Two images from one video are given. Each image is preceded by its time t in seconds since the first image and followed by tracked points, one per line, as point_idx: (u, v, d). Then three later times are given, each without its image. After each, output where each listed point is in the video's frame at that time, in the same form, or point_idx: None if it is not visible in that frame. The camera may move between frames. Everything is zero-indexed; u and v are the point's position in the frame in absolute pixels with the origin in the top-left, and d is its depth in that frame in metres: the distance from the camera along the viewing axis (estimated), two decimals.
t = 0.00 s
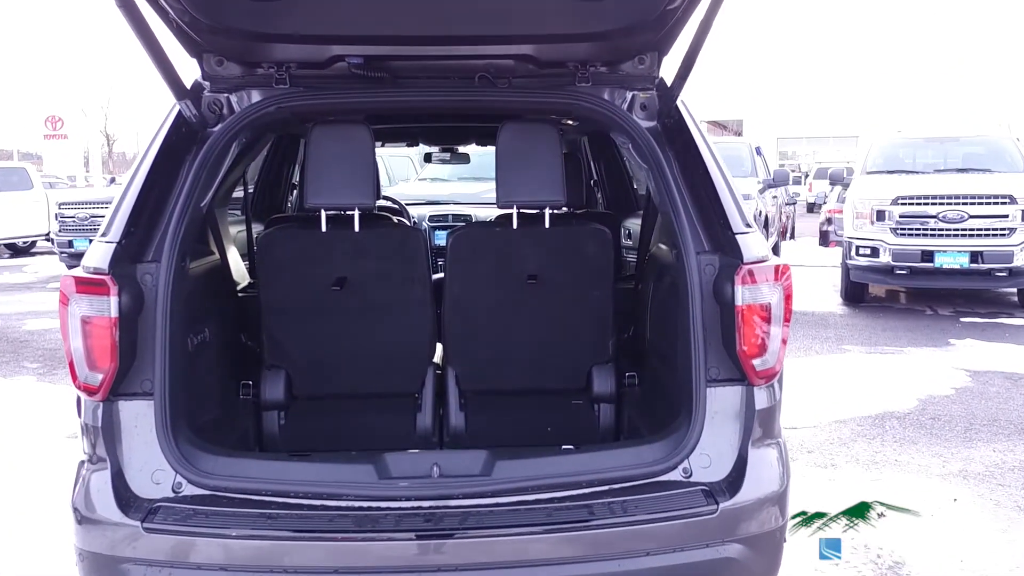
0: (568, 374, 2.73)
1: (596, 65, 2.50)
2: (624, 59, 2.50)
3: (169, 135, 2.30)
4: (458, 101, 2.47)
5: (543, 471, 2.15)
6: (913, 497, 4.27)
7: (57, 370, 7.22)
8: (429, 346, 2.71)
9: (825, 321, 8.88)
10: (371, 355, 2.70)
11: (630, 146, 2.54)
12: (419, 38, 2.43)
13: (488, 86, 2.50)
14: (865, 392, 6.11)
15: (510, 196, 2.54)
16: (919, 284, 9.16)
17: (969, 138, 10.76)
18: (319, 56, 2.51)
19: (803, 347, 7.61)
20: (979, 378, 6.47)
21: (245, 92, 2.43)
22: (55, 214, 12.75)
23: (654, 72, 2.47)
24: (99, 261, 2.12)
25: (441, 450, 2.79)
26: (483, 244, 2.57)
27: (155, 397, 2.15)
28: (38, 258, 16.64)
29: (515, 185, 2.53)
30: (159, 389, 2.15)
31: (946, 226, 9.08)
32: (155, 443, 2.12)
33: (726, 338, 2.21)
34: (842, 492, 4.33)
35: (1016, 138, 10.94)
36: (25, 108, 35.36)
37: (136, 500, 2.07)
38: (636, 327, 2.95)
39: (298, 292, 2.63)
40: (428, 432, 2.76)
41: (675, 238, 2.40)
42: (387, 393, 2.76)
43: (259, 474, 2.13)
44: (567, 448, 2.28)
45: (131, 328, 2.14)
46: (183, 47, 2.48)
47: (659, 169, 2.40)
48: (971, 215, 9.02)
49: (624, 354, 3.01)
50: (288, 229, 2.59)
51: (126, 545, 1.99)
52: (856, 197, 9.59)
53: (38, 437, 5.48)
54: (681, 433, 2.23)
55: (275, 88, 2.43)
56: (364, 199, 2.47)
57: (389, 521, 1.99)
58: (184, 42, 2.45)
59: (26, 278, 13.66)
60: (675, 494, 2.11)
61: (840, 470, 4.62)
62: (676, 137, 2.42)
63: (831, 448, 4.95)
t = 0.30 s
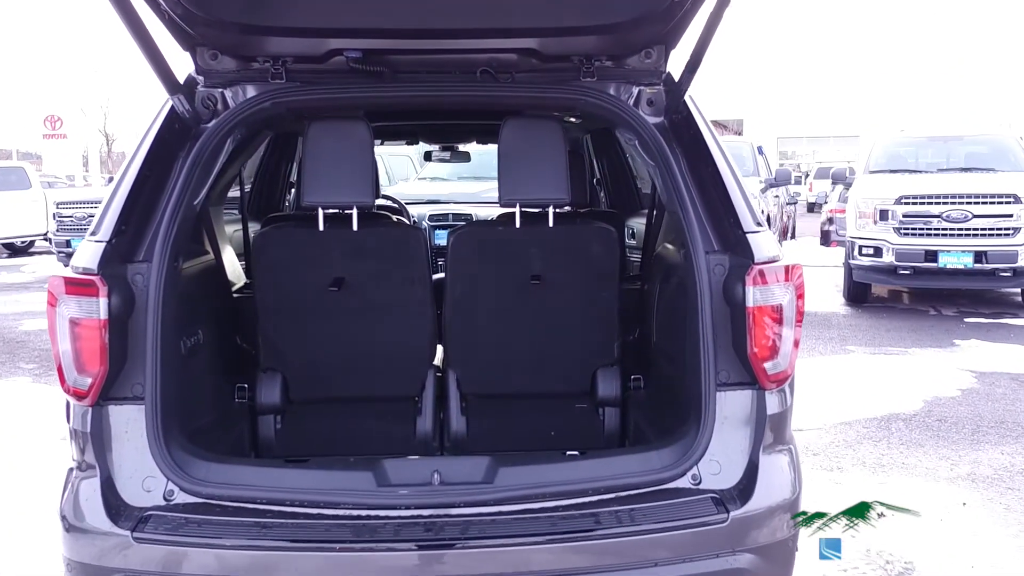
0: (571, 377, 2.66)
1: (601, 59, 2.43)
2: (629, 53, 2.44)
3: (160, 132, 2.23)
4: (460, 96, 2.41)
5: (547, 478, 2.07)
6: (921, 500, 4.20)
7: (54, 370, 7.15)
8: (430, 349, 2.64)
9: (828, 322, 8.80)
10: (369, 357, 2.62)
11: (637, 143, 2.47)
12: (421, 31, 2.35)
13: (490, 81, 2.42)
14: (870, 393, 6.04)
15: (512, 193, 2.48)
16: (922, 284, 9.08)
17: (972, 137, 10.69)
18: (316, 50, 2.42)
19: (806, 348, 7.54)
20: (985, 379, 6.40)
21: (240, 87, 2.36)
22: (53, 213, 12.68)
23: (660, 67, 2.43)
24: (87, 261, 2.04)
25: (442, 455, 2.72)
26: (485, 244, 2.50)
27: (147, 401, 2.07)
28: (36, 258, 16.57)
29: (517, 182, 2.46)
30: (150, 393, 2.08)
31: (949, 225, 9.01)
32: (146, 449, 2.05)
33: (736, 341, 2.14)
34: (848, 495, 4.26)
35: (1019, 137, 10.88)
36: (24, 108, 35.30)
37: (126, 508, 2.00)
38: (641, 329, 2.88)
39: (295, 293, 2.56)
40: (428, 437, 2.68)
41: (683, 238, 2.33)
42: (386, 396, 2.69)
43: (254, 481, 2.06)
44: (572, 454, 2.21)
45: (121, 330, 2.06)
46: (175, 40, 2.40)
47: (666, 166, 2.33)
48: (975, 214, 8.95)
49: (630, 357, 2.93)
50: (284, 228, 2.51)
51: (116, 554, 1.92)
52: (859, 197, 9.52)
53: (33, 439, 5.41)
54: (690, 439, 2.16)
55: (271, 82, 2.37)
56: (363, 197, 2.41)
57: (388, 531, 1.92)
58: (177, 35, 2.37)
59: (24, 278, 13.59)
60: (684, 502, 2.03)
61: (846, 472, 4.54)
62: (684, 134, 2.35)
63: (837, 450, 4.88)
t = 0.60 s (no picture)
0: (577, 381, 2.59)
1: (607, 53, 2.37)
2: (638, 47, 2.38)
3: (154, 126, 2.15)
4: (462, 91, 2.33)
5: (553, 487, 2.00)
6: (930, 505, 4.12)
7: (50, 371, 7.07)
8: (431, 352, 2.56)
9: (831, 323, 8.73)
10: (369, 360, 2.55)
11: (645, 139, 2.39)
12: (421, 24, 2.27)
13: (494, 75, 2.37)
14: (876, 395, 5.97)
15: (516, 190, 2.40)
16: (926, 284, 8.97)
17: (976, 137, 10.63)
18: (314, 43, 2.36)
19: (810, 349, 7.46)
20: (992, 380, 6.32)
21: (236, 81, 2.30)
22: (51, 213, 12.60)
23: (668, 61, 2.36)
24: (76, 261, 1.96)
25: (443, 461, 2.64)
26: (489, 244, 2.43)
27: (138, 407, 2.00)
28: (34, 258, 16.48)
29: (523, 181, 2.39)
30: (141, 398, 2.00)
31: (953, 225, 8.93)
32: (136, 457, 1.97)
33: (749, 345, 2.07)
34: (856, 499, 4.19)
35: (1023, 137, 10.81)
36: (23, 107, 35.21)
37: (116, 518, 1.92)
38: (649, 331, 2.80)
39: (294, 294, 2.48)
40: (429, 441, 2.61)
41: (693, 238, 2.25)
42: (386, 400, 2.61)
43: (250, 490, 1.98)
44: (579, 461, 2.13)
45: (111, 333, 1.99)
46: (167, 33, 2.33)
47: (675, 163, 2.25)
48: (979, 214, 8.88)
49: (637, 360, 2.86)
50: (281, 227, 2.43)
51: (106, 565, 1.84)
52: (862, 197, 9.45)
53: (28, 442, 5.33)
54: (701, 445, 2.08)
55: (268, 76, 2.30)
56: (362, 196, 2.33)
57: (388, 542, 1.84)
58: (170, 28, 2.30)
59: (21, 278, 13.51)
60: (696, 512, 1.96)
61: (852, 476, 4.47)
62: (694, 130, 2.27)
63: (844, 453, 4.80)
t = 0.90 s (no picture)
0: (585, 386, 2.51)
1: (618, 48, 2.29)
2: (649, 42, 2.29)
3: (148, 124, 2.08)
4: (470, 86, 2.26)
5: (563, 499, 1.92)
6: (942, 510, 4.05)
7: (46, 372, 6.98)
8: (435, 356, 2.48)
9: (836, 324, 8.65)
10: (371, 365, 2.47)
11: (656, 138, 2.32)
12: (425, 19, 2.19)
13: (501, 71, 2.27)
14: (883, 398, 5.89)
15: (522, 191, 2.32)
16: (930, 285, 8.92)
17: (980, 136, 10.55)
18: (312, 38, 2.25)
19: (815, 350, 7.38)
20: (1000, 383, 6.24)
21: (233, 78, 2.22)
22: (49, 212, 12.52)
23: (681, 57, 2.27)
24: (66, 263, 1.88)
25: (448, 470, 2.56)
26: (494, 245, 2.35)
27: (131, 416, 1.92)
28: (32, 258, 16.39)
29: (530, 180, 2.31)
30: (135, 406, 1.92)
31: (959, 226, 8.84)
32: (129, 468, 1.90)
33: (766, 351, 1.99)
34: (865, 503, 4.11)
35: None
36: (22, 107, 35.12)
37: (108, 531, 1.85)
38: (658, 335, 2.73)
39: (293, 298, 2.40)
40: (433, 449, 2.52)
41: (707, 240, 2.18)
42: (389, 407, 2.53)
43: (247, 502, 1.90)
44: (589, 472, 2.06)
45: (103, 339, 1.91)
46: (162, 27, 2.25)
47: (688, 162, 2.17)
48: (985, 214, 8.79)
49: (646, 365, 2.78)
50: (279, 228, 2.35)
51: None
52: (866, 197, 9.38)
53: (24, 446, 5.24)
54: (716, 455, 2.01)
55: (265, 72, 2.23)
56: (365, 196, 2.25)
57: (392, 557, 1.77)
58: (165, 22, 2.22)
59: (19, 278, 13.42)
60: (712, 525, 1.88)
61: (862, 481, 4.39)
62: (707, 129, 2.19)
63: (852, 457, 4.73)
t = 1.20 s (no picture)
0: (592, 394, 2.44)
1: (628, 44, 2.22)
2: (660, 39, 2.21)
3: (143, 123, 2.01)
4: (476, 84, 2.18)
5: (573, 513, 1.85)
6: (953, 517, 3.98)
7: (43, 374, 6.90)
8: (439, 362, 2.41)
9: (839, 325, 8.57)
10: (373, 371, 2.40)
11: (669, 138, 2.24)
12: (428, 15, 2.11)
13: (508, 68, 2.23)
14: (889, 401, 5.81)
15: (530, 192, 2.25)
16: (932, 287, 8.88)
17: (984, 137, 10.48)
18: (314, 34, 2.19)
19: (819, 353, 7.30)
20: (1008, 386, 6.17)
21: (230, 75, 2.16)
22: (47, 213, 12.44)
23: (694, 54, 2.19)
24: (57, 267, 1.81)
25: (452, 479, 2.49)
26: (500, 248, 2.27)
27: (124, 426, 1.84)
28: (30, 258, 16.29)
29: (538, 181, 2.23)
30: (128, 416, 1.85)
31: (963, 227, 8.74)
32: (122, 479, 1.82)
33: (785, 360, 1.92)
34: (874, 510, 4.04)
35: None
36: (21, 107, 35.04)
37: (101, 547, 1.77)
38: (669, 341, 2.65)
39: (292, 303, 2.33)
40: (438, 459, 2.46)
41: (721, 243, 2.10)
42: (391, 415, 2.46)
43: (244, 516, 1.83)
44: (599, 484, 1.98)
45: (95, 346, 1.83)
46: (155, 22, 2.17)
47: (701, 163, 2.10)
48: (990, 216, 8.68)
49: (656, 372, 2.70)
50: (278, 232, 2.28)
51: None
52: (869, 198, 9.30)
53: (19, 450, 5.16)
54: (732, 467, 1.93)
55: (265, 70, 2.17)
56: (366, 198, 2.18)
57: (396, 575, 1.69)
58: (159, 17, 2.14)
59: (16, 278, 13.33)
60: (728, 540, 1.81)
61: (871, 486, 4.32)
62: (721, 128, 2.12)
63: (860, 462, 4.65)
